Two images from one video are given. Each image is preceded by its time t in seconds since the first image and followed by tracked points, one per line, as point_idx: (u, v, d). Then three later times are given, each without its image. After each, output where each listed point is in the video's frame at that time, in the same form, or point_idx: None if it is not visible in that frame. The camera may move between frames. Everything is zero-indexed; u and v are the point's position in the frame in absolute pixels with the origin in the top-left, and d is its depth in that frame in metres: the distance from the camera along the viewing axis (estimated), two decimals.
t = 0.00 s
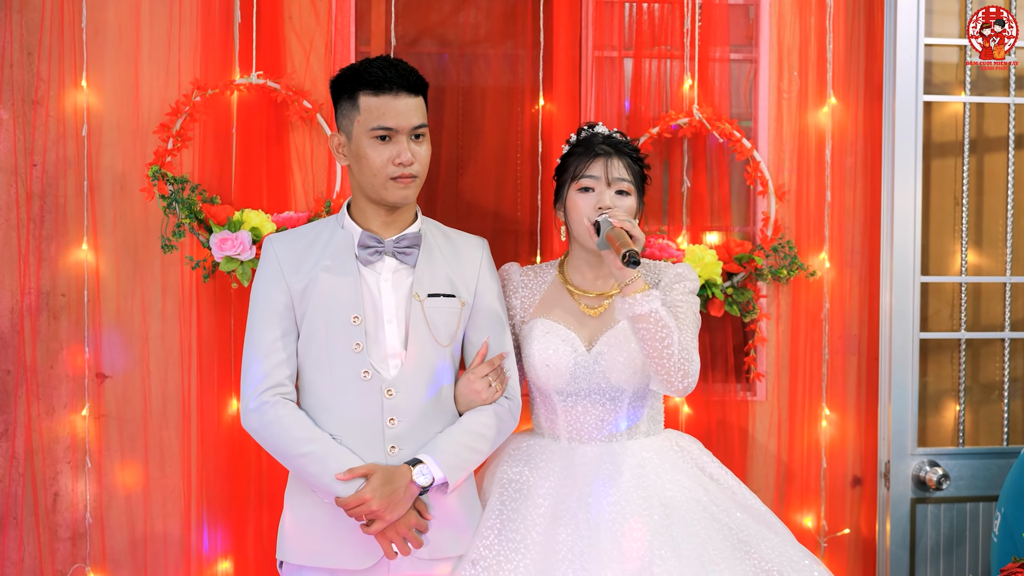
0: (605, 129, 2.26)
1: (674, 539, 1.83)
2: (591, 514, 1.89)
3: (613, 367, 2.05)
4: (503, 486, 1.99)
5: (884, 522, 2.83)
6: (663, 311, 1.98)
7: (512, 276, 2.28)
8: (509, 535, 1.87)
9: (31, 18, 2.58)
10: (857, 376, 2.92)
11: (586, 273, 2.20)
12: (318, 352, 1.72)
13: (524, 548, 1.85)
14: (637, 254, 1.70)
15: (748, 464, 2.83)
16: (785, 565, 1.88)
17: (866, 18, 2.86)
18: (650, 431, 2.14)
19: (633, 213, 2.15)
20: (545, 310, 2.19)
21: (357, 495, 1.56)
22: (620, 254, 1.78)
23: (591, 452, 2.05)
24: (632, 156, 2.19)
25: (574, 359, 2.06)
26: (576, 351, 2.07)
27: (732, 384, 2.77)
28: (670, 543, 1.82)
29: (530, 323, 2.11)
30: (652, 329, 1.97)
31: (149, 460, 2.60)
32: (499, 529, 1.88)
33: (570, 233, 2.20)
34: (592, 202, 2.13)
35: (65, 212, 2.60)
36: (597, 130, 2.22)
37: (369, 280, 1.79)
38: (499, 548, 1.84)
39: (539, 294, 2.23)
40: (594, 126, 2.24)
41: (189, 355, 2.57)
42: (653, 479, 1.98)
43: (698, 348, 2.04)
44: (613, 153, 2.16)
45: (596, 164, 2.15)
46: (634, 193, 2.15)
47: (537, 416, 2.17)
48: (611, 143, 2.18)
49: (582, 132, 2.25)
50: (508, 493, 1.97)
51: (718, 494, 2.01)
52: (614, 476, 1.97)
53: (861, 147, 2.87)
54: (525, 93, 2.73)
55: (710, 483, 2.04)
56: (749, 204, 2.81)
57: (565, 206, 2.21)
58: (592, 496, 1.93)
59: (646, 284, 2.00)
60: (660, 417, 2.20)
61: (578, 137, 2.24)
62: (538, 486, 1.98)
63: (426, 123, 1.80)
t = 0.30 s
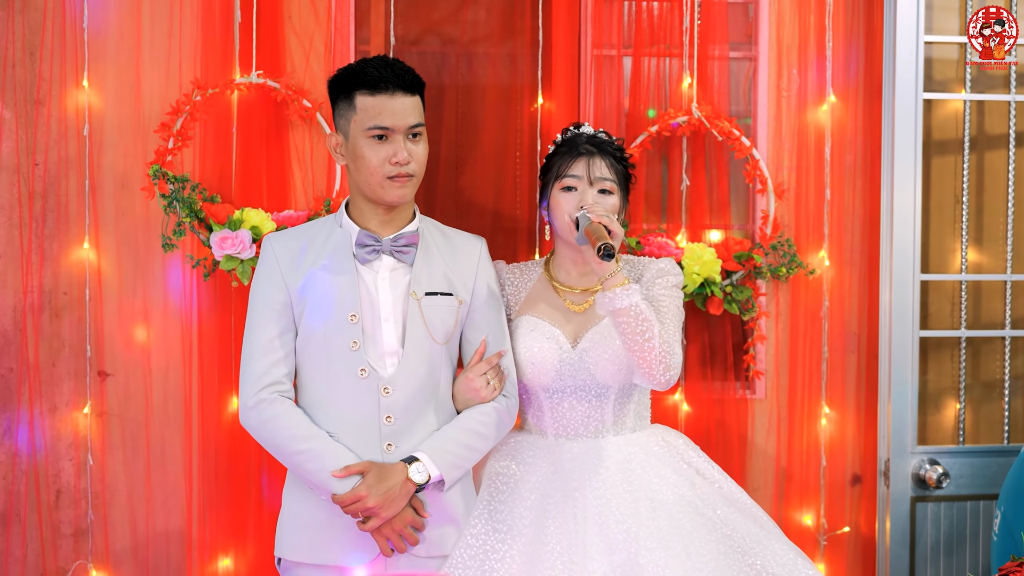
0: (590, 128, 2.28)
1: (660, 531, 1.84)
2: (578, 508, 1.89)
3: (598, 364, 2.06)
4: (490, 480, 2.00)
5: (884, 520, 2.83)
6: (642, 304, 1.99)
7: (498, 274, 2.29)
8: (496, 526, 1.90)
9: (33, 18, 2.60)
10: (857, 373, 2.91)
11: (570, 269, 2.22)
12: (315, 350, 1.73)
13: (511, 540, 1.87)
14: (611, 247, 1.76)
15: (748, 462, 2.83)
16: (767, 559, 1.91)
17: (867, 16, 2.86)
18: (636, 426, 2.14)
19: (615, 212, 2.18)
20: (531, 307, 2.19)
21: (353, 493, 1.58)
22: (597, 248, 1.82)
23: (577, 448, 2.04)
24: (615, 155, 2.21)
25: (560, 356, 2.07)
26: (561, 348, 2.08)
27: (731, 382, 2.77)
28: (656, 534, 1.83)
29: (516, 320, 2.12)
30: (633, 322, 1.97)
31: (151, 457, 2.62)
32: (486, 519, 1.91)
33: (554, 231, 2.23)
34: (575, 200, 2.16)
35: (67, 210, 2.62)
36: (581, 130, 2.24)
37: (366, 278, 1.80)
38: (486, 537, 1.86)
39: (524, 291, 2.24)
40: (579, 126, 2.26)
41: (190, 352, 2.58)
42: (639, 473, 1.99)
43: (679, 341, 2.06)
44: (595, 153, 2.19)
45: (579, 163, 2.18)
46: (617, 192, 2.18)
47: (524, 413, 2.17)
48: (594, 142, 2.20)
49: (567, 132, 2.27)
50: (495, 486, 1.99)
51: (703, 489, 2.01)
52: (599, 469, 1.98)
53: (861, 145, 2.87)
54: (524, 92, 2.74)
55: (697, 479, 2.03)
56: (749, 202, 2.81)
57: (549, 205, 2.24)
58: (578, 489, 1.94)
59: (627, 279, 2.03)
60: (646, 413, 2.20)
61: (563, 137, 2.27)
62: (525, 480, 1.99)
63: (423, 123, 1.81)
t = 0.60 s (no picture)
0: (579, 132, 2.30)
1: (651, 530, 1.86)
2: (569, 507, 1.91)
3: (588, 365, 2.08)
4: (482, 476, 2.01)
5: (885, 520, 2.82)
6: (631, 308, 2.00)
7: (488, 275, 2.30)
8: (488, 522, 1.87)
9: (35, 19, 2.61)
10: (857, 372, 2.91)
11: (561, 271, 2.22)
12: (314, 348, 1.74)
13: (503, 537, 1.85)
14: (598, 255, 1.73)
15: (748, 461, 2.84)
16: (757, 557, 1.92)
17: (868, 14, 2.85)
18: (626, 426, 2.17)
19: (604, 214, 2.20)
20: (522, 308, 2.20)
21: (352, 491, 1.58)
22: (583, 253, 1.82)
23: (568, 447, 2.06)
24: (603, 157, 2.23)
25: (550, 357, 2.08)
26: (552, 349, 2.09)
27: (731, 381, 2.77)
28: (647, 533, 1.84)
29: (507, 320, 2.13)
30: (621, 326, 1.99)
31: (153, 455, 2.63)
32: (479, 515, 1.88)
33: (545, 234, 2.26)
34: (564, 203, 2.18)
35: (69, 210, 2.63)
36: (570, 133, 2.27)
37: (365, 277, 1.81)
38: (478, 533, 1.83)
39: (515, 292, 2.25)
40: (569, 130, 2.29)
41: (193, 350, 2.60)
42: (629, 472, 2.01)
43: (668, 343, 2.07)
44: (584, 155, 2.20)
45: (567, 165, 2.20)
46: (606, 194, 2.20)
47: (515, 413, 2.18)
48: (583, 145, 2.22)
49: (557, 135, 2.30)
50: (487, 482, 1.99)
51: (693, 489, 2.04)
52: (590, 468, 2.00)
53: (861, 144, 2.86)
54: (524, 90, 2.74)
55: (686, 478, 2.07)
56: (749, 201, 2.81)
57: (539, 207, 2.26)
58: (569, 488, 1.95)
59: (616, 284, 2.05)
60: (637, 413, 2.22)
61: (553, 140, 2.29)
62: (517, 479, 1.99)
63: (421, 120, 1.81)
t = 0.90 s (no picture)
0: (583, 129, 2.29)
1: (650, 528, 1.86)
2: (569, 506, 1.91)
3: (588, 362, 2.08)
4: (483, 472, 2.02)
5: (891, 519, 2.81)
6: (630, 304, 2.00)
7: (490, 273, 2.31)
8: (489, 519, 1.90)
9: (42, 19, 2.62)
10: (863, 370, 2.88)
11: (562, 270, 2.23)
12: (316, 347, 1.74)
13: (503, 534, 1.86)
14: (597, 247, 1.77)
15: (753, 460, 2.83)
16: (757, 557, 1.92)
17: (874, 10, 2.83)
18: (626, 425, 2.17)
19: (605, 213, 2.21)
20: (523, 306, 2.20)
21: (354, 489, 1.59)
22: (582, 248, 1.83)
23: (568, 446, 2.06)
24: (605, 156, 2.22)
25: (550, 354, 2.08)
26: (552, 346, 2.09)
27: (736, 380, 2.76)
28: (647, 531, 1.85)
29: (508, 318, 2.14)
30: (621, 323, 1.98)
31: (158, 453, 2.64)
32: (480, 512, 1.91)
33: (544, 232, 2.26)
34: (564, 201, 2.18)
35: (75, 209, 2.64)
36: (573, 132, 2.26)
37: (366, 275, 1.82)
38: (479, 530, 1.85)
39: (516, 290, 2.25)
40: (572, 128, 2.28)
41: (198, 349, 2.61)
42: (629, 471, 2.01)
43: (668, 341, 2.07)
44: (585, 154, 2.20)
45: (568, 164, 2.19)
46: (606, 193, 2.21)
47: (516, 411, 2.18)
48: (585, 143, 2.22)
49: (558, 133, 2.29)
50: (487, 478, 2.00)
51: (693, 488, 2.04)
52: (590, 466, 2.00)
53: (867, 142, 2.85)
54: (529, 89, 2.74)
55: (687, 477, 2.07)
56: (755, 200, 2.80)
57: (540, 205, 2.27)
58: (569, 487, 1.96)
59: (615, 279, 2.03)
60: (637, 411, 2.23)
61: (555, 138, 2.28)
62: (517, 476, 2.00)
63: (423, 118, 1.82)
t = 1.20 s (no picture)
0: (590, 129, 2.29)
1: (649, 527, 1.86)
2: (567, 505, 1.91)
3: (587, 360, 2.08)
4: (483, 468, 2.02)
5: (895, 518, 2.80)
6: (629, 303, 1.99)
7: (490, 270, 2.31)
8: (487, 516, 1.90)
9: (47, 18, 2.63)
10: (868, 369, 2.88)
11: (562, 268, 2.23)
12: (317, 345, 1.74)
13: (502, 532, 1.87)
14: (597, 244, 1.79)
15: (758, 459, 2.82)
16: (756, 556, 1.92)
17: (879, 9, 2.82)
18: (625, 424, 2.17)
19: (608, 212, 2.20)
20: (523, 304, 2.21)
21: (355, 488, 1.59)
22: (581, 245, 1.85)
23: (567, 444, 2.06)
24: (609, 155, 2.22)
25: (549, 352, 2.08)
26: (551, 344, 2.09)
27: (740, 378, 2.76)
28: (645, 530, 1.85)
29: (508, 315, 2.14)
30: (619, 321, 1.98)
31: (163, 452, 2.65)
32: (479, 508, 1.91)
33: (546, 229, 2.26)
34: (567, 199, 2.18)
35: (80, 208, 2.65)
36: (578, 130, 2.26)
37: (367, 274, 1.82)
38: (477, 528, 1.86)
39: (516, 288, 2.26)
40: (578, 127, 2.28)
41: (202, 349, 2.61)
42: (628, 470, 2.01)
43: (666, 341, 2.07)
44: (589, 152, 2.20)
45: (571, 162, 2.20)
46: (609, 191, 2.20)
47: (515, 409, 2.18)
48: (589, 142, 2.21)
49: (565, 131, 2.29)
50: (487, 476, 2.01)
51: (693, 487, 2.03)
52: (588, 465, 2.00)
53: (873, 140, 2.83)
54: (532, 88, 2.73)
55: (686, 476, 2.06)
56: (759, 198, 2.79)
57: (541, 202, 2.26)
58: (567, 485, 1.95)
59: (615, 278, 2.01)
60: (637, 410, 2.22)
61: (560, 136, 2.28)
62: (516, 474, 2.00)
63: (423, 115, 1.82)
